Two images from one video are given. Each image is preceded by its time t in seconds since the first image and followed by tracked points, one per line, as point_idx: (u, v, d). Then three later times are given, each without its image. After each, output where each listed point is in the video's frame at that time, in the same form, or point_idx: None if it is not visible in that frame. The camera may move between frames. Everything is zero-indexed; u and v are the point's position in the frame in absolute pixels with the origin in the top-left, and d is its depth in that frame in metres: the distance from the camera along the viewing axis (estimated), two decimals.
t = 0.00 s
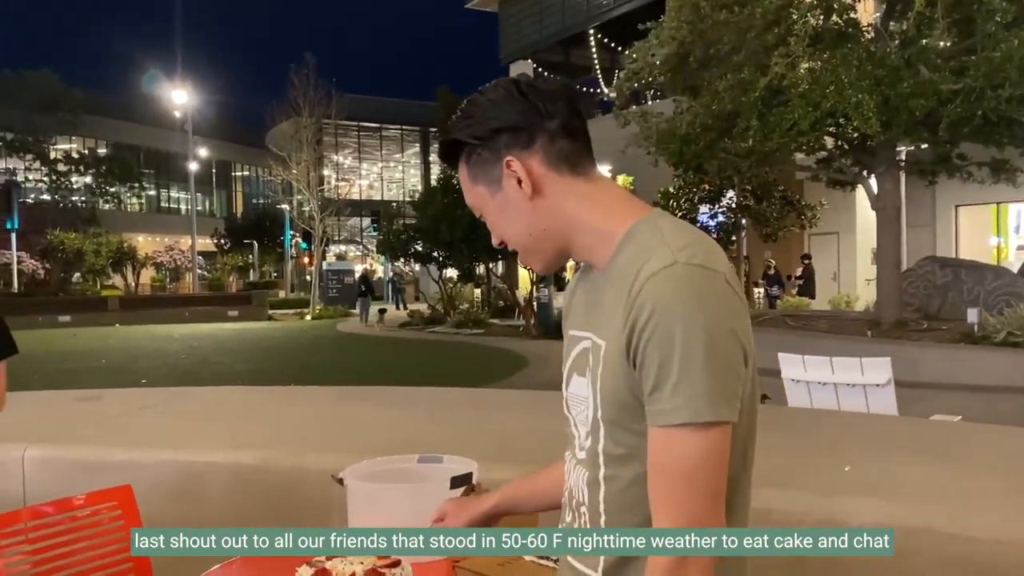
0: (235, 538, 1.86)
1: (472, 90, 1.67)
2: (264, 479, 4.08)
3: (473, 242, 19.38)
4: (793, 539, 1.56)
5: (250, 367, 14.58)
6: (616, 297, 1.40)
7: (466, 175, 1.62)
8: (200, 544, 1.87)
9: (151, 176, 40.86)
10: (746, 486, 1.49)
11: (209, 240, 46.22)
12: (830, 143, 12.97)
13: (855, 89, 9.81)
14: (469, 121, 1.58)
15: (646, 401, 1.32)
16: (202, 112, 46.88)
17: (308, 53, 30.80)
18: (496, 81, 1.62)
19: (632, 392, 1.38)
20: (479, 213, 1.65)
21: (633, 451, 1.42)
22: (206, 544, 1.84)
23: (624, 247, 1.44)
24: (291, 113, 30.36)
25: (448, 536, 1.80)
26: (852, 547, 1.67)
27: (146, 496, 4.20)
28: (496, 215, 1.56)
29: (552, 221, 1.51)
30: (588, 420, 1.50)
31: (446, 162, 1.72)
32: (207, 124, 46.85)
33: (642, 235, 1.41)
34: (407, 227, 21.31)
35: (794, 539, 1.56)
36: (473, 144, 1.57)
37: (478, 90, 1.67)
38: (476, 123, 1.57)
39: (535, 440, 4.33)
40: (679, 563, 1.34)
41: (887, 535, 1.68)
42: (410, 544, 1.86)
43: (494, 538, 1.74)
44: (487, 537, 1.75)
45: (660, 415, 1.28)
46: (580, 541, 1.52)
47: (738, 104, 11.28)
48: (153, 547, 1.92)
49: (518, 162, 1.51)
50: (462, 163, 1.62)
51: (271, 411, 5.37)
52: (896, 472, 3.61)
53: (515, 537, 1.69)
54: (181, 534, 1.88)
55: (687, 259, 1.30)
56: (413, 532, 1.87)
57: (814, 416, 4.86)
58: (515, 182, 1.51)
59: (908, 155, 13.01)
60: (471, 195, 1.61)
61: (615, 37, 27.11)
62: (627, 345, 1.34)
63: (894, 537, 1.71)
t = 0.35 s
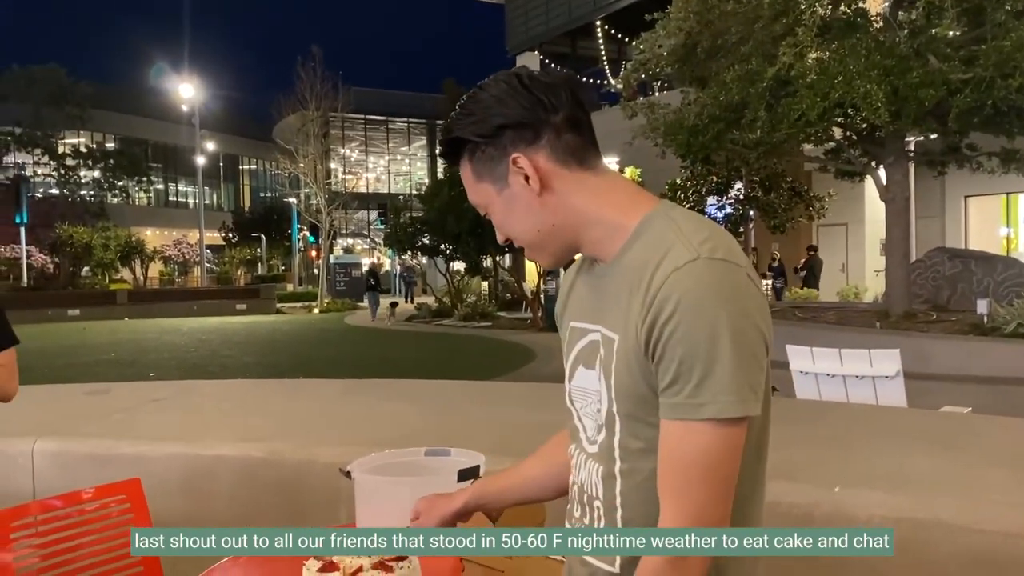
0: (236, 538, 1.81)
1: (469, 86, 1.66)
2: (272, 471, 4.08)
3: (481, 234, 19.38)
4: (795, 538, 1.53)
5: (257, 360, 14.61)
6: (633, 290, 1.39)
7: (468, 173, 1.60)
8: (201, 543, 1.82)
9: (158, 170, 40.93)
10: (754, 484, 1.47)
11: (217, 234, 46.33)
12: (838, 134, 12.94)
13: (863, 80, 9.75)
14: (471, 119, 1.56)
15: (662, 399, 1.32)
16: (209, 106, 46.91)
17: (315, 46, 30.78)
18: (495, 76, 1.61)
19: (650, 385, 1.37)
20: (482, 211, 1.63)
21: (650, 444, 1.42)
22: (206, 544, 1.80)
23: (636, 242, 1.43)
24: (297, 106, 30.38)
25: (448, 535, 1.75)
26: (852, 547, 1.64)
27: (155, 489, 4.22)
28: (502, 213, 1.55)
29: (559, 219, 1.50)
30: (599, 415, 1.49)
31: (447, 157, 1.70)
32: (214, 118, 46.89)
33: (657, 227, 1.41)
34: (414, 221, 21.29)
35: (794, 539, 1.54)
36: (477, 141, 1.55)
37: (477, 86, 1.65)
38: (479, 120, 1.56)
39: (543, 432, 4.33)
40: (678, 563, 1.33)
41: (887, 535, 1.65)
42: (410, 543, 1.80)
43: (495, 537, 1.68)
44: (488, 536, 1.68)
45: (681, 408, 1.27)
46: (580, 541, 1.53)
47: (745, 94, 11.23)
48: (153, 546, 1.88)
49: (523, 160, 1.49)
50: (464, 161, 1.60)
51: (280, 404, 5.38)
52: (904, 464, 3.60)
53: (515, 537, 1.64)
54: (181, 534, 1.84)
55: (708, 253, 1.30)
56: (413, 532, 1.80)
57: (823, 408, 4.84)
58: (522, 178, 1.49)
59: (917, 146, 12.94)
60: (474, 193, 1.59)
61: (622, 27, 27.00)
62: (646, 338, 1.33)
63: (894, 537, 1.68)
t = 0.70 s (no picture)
0: (235, 538, 1.79)
1: (479, 74, 1.64)
2: (279, 463, 4.09)
3: (487, 227, 19.37)
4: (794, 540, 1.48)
5: (264, 353, 14.63)
6: (643, 281, 1.38)
7: (477, 162, 1.58)
8: (201, 543, 1.81)
9: (165, 163, 40.97)
10: (758, 479, 1.45)
11: (224, 227, 46.39)
12: (846, 125, 12.86)
13: (872, 69, 9.68)
14: (482, 106, 1.55)
15: (673, 391, 1.32)
16: (215, 99, 46.91)
17: (320, 39, 30.71)
18: (505, 63, 1.60)
19: (659, 378, 1.37)
20: (490, 201, 1.61)
21: (658, 436, 1.41)
22: (205, 545, 1.79)
23: (647, 233, 1.42)
24: (303, 99, 30.36)
25: (448, 536, 1.71)
26: (852, 547, 1.61)
27: (162, 481, 4.24)
28: (511, 202, 1.53)
29: (569, 209, 1.49)
30: (606, 406, 1.48)
31: (455, 146, 1.69)
32: (220, 111, 46.88)
33: (668, 218, 1.40)
34: (420, 213, 21.26)
35: (793, 541, 1.47)
36: (486, 129, 1.54)
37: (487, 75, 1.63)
38: (489, 107, 1.54)
39: (548, 424, 4.33)
40: (679, 561, 1.34)
41: (888, 535, 1.60)
42: (410, 543, 1.77)
43: (495, 538, 1.67)
44: (488, 536, 1.68)
45: (692, 401, 1.28)
46: (580, 541, 1.54)
47: (753, 85, 11.16)
48: (153, 548, 1.87)
49: (534, 149, 1.49)
50: (473, 149, 1.59)
51: (286, 396, 5.39)
52: (911, 456, 3.58)
53: (516, 537, 1.64)
54: (181, 534, 1.83)
55: (722, 245, 1.30)
56: (413, 531, 1.77)
57: (830, 399, 4.82)
58: (532, 166, 1.48)
59: (926, 136, 12.84)
60: (483, 182, 1.58)
61: (628, 18, 26.90)
62: (658, 327, 1.33)
63: (895, 537, 1.62)
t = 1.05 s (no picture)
0: (234, 538, 1.75)
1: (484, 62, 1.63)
2: (283, 453, 4.10)
3: (491, 216, 19.37)
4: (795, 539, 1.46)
5: (269, 342, 14.67)
6: (652, 269, 1.38)
7: (484, 151, 1.57)
8: (200, 544, 1.77)
9: (170, 153, 41.00)
10: (761, 473, 1.44)
11: (229, 216, 46.46)
12: (851, 112, 12.81)
13: (878, 56, 9.62)
14: (488, 94, 1.54)
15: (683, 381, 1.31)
16: (219, 88, 46.87)
17: (323, 27, 30.63)
18: (511, 50, 1.59)
19: (668, 368, 1.36)
20: (496, 190, 1.60)
21: (666, 424, 1.41)
22: (205, 544, 1.76)
23: (656, 221, 1.42)
24: (307, 88, 30.35)
25: (448, 535, 1.69)
26: (852, 547, 1.59)
27: (167, 469, 4.26)
28: (517, 190, 1.52)
29: (575, 196, 1.48)
30: (613, 396, 1.48)
31: (459, 136, 1.68)
32: (224, 101, 46.86)
33: (676, 205, 1.40)
34: (424, 203, 21.26)
35: (793, 539, 1.46)
36: (493, 117, 1.53)
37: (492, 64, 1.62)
38: (495, 94, 1.53)
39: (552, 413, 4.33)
40: (678, 561, 1.35)
41: (887, 535, 1.59)
42: (411, 543, 1.70)
43: (494, 538, 1.69)
44: (487, 536, 1.68)
45: (702, 390, 1.27)
46: (580, 542, 1.56)
47: (758, 73, 11.12)
48: (153, 548, 1.85)
49: (540, 136, 1.48)
50: (479, 137, 1.58)
51: (290, 386, 5.40)
52: (916, 444, 3.58)
53: (515, 538, 1.67)
54: (180, 534, 1.78)
55: (732, 234, 1.29)
56: (413, 530, 1.71)
57: (834, 388, 4.82)
58: (538, 154, 1.48)
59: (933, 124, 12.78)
60: (490, 171, 1.57)
61: (633, 6, 26.80)
62: (668, 317, 1.32)
63: (894, 538, 1.61)
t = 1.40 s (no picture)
0: (236, 538, 1.88)
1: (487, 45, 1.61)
2: (289, 437, 4.11)
3: (495, 200, 19.34)
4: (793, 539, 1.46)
5: (274, 327, 14.68)
6: (663, 256, 1.37)
7: (489, 135, 1.55)
8: (201, 543, 1.86)
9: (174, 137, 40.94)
10: (763, 474, 1.45)
11: (233, 201, 46.46)
12: (858, 95, 12.70)
13: (885, 38, 9.54)
14: (493, 78, 1.52)
15: (693, 373, 1.31)
16: (223, 72, 46.75)
17: (326, 10, 30.47)
18: (516, 33, 1.57)
19: (676, 358, 1.36)
20: (502, 174, 1.59)
21: (674, 413, 1.41)
22: (206, 544, 1.85)
23: (665, 208, 1.41)
24: (310, 71, 30.22)
25: (449, 536, 1.75)
26: (851, 547, 1.60)
27: (172, 452, 4.28)
28: (524, 174, 1.51)
29: (582, 181, 1.47)
30: (619, 382, 1.48)
31: (462, 118, 1.66)
32: (228, 84, 46.73)
33: (686, 193, 1.40)
34: (428, 187, 21.20)
35: (792, 540, 1.46)
36: (498, 101, 1.52)
37: (495, 46, 1.60)
38: (501, 78, 1.51)
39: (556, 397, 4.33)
40: (677, 560, 1.35)
41: (887, 536, 1.61)
42: (411, 543, 1.71)
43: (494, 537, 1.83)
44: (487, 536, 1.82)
45: (713, 381, 1.27)
46: (581, 541, 1.57)
47: (764, 55, 11.03)
48: (153, 546, 1.90)
49: (548, 120, 1.47)
50: (483, 121, 1.56)
51: (294, 370, 5.41)
52: (921, 428, 3.57)
53: (514, 537, 1.84)
54: (181, 533, 1.86)
55: (745, 224, 1.29)
56: (414, 531, 1.71)
57: (839, 372, 4.82)
58: (545, 138, 1.46)
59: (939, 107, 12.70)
60: (495, 155, 1.55)
61: None
62: (677, 309, 1.32)
63: (893, 538, 1.63)
